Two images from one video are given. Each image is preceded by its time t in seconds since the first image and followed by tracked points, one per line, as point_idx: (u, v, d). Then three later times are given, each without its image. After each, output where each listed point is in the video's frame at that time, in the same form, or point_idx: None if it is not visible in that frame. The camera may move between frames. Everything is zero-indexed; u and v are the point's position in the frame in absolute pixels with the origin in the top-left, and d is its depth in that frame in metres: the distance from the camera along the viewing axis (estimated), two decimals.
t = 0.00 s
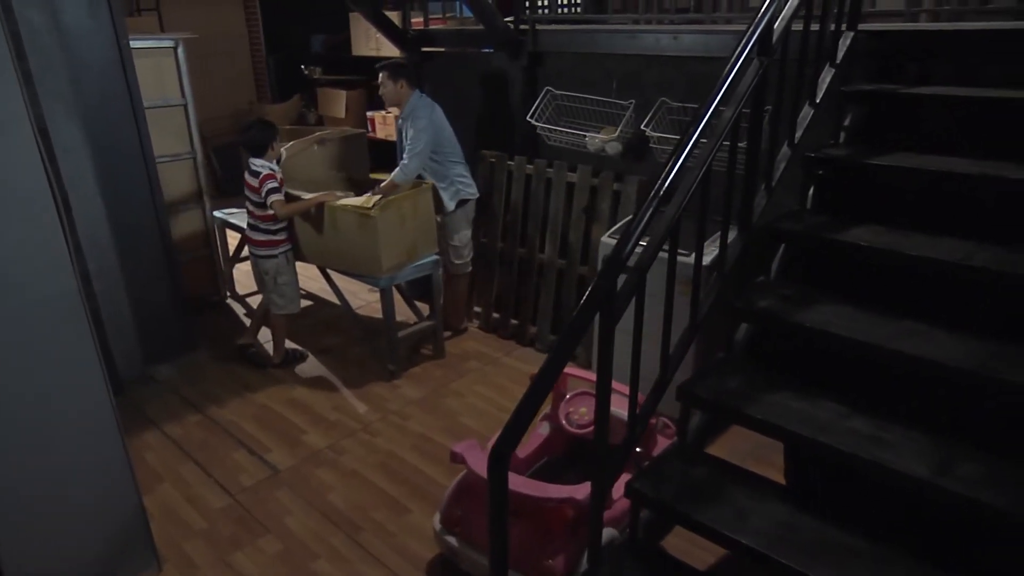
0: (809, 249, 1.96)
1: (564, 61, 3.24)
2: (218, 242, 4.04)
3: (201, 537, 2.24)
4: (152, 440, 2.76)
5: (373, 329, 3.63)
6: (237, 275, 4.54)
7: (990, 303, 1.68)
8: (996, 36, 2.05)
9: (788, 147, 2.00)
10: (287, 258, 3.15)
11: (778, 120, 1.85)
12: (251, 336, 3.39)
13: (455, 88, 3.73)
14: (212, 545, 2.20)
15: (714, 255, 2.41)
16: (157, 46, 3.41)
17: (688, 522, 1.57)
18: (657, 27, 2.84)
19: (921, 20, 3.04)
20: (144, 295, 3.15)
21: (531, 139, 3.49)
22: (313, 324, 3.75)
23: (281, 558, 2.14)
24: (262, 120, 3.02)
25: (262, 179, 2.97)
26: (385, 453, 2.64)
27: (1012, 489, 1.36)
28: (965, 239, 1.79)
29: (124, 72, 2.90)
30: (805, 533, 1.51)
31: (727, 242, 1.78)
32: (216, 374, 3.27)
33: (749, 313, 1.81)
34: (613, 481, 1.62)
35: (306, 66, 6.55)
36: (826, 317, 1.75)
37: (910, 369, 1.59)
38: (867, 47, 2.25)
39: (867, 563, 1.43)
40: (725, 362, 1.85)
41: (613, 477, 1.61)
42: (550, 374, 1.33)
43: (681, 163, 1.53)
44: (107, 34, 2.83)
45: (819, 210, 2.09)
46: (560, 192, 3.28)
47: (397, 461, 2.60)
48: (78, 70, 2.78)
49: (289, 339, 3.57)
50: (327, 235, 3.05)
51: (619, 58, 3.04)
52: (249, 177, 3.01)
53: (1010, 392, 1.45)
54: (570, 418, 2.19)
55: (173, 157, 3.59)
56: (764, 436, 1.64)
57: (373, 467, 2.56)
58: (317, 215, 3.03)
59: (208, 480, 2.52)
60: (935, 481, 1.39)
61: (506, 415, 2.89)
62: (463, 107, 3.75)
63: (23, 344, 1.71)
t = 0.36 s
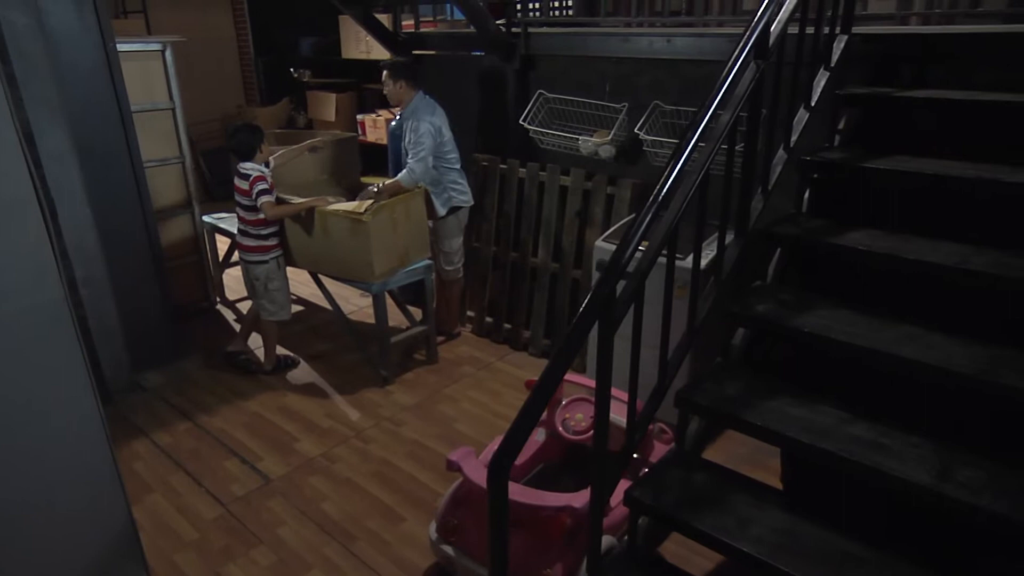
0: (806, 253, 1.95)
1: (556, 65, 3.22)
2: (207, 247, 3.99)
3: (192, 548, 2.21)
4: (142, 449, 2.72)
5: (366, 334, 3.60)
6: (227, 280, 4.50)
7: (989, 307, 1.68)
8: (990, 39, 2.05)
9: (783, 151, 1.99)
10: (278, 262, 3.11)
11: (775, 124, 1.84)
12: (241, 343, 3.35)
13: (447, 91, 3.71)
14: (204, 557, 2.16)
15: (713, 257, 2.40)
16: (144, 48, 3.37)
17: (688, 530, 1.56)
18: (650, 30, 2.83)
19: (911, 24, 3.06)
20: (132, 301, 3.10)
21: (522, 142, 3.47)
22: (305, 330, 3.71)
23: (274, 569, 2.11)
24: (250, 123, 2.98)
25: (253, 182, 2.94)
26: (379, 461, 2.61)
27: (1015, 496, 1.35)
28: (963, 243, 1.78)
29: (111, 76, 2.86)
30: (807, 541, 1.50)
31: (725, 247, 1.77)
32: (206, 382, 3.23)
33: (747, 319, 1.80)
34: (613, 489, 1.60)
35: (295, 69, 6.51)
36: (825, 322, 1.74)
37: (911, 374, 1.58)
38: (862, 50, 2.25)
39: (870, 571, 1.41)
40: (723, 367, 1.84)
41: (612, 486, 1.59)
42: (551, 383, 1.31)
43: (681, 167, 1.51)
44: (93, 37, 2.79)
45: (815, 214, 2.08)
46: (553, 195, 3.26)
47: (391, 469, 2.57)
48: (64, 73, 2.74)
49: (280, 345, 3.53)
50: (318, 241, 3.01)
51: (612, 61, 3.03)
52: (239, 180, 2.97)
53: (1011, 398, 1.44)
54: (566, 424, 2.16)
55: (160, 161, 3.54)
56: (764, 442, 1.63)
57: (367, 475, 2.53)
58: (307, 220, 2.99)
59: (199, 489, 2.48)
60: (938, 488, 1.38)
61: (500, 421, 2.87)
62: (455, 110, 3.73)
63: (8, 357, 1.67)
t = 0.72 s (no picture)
0: (803, 257, 1.94)
1: (549, 67, 3.21)
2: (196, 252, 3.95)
3: (183, 561, 2.17)
4: (130, 459, 2.67)
5: (357, 339, 3.57)
6: (216, 285, 4.45)
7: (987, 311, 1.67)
8: (984, 43, 2.06)
9: (779, 154, 1.98)
10: (268, 267, 3.07)
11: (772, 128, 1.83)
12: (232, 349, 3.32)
13: (439, 94, 3.69)
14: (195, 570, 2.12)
15: (711, 258, 2.40)
16: (131, 51, 3.33)
17: (688, 539, 1.54)
18: (643, 32, 2.83)
19: (903, 26, 3.06)
20: (120, 308, 3.06)
21: (514, 146, 3.45)
22: (296, 336, 3.68)
23: None
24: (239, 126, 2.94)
25: (242, 187, 2.90)
26: (373, 469, 2.58)
27: (1018, 502, 1.34)
28: (960, 247, 1.78)
29: (97, 79, 2.82)
30: (808, 549, 1.48)
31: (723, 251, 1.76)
32: (196, 389, 3.19)
33: (745, 324, 1.79)
34: (612, 497, 1.58)
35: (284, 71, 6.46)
36: (823, 327, 1.73)
37: (911, 379, 1.57)
38: (856, 54, 2.25)
39: None
40: (721, 373, 1.83)
41: (612, 495, 1.57)
42: (551, 393, 1.29)
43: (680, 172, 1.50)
44: (80, 40, 2.75)
45: (811, 218, 2.08)
46: (546, 199, 3.25)
47: (385, 476, 2.54)
48: (50, 77, 2.69)
49: (271, 351, 3.50)
50: (309, 246, 2.97)
51: (605, 64, 3.02)
52: (227, 185, 2.93)
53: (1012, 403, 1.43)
54: (563, 431, 2.14)
55: (148, 165, 3.49)
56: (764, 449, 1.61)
57: (361, 483, 2.50)
58: (298, 224, 2.96)
59: (190, 500, 2.44)
60: (939, 494, 1.38)
61: (494, 426, 2.85)
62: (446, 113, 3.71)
63: None
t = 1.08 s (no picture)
0: (801, 262, 1.94)
1: (543, 71, 3.19)
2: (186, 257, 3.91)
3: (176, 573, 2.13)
4: (121, 469, 2.63)
5: (351, 345, 3.53)
6: (207, 290, 4.41)
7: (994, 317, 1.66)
8: (980, 47, 2.06)
9: (777, 158, 1.96)
10: (260, 274, 3.04)
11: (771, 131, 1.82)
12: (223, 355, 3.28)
13: (431, 97, 3.66)
14: None
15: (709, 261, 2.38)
16: (119, 55, 3.29)
17: (690, 548, 1.53)
18: (638, 35, 2.82)
19: (895, 29, 3.07)
20: (110, 314, 3.01)
21: (508, 149, 3.43)
22: (288, 341, 3.64)
23: None
24: (231, 131, 2.90)
25: (233, 192, 2.86)
26: (368, 476, 2.55)
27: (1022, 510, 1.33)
28: (959, 251, 1.77)
29: (85, 82, 2.77)
30: (811, 557, 1.47)
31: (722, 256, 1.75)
32: (186, 397, 3.14)
33: (744, 330, 1.78)
34: (613, 507, 1.56)
35: (275, 74, 6.42)
36: (822, 332, 1.72)
37: (912, 385, 1.56)
38: (851, 57, 2.25)
39: None
40: (721, 379, 1.82)
41: (612, 504, 1.55)
42: (552, 404, 1.26)
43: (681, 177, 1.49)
44: (67, 43, 2.71)
45: (809, 222, 2.07)
46: (541, 203, 3.23)
47: (381, 484, 2.51)
48: (35, 80, 2.65)
49: (263, 357, 3.46)
50: (302, 252, 2.94)
51: (599, 67, 3.00)
52: (218, 190, 2.90)
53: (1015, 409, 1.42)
54: (561, 437, 2.12)
55: (137, 170, 3.45)
56: (765, 457, 1.60)
57: (356, 492, 2.47)
58: (289, 230, 2.92)
59: (182, 510, 2.40)
60: (943, 502, 1.36)
61: (489, 432, 2.83)
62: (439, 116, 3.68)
63: None
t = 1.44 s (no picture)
0: (801, 265, 1.92)
1: (538, 73, 3.17)
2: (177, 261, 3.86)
3: None
4: (112, 478, 2.59)
5: (345, 349, 3.50)
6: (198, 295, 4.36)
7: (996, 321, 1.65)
8: (978, 49, 2.05)
9: (777, 161, 1.95)
10: (253, 279, 3.01)
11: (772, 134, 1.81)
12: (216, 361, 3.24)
13: (425, 99, 3.64)
14: None
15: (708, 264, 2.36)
16: (108, 56, 3.24)
17: (694, 557, 1.51)
18: (634, 37, 2.81)
19: (889, 31, 3.07)
20: (100, 320, 2.97)
21: (503, 151, 3.41)
22: (281, 346, 3.60)
23: None
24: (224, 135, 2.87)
25: (226, 197, 2.83)
26: (363, 484, 2.52)
27: None
28: (960, 255, 1.77)
29: (73, 86, 2.74)
30: (816, 565, 1.46)
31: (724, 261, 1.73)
32: (179, 403, 3.10)
33: (745, 335, 1.76)
34: (615, 515, 1.54)
35: (266, 76, 6.37)
36: (824, 337, 1.70)
37: (916, 391, 1.55)
38: (848, 59, 2.24)
39: None
40: (723, 384, 1.80)
41: (615, 512, 1.53)
42: (555, 413, 1.25)
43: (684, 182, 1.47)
44: (55, 46, 2.67)
45: (808, 225, 2.06)
46: (536, 205, 3.21)
47: (377, 491, 2.48)
48: (24, 84, 2.61)
49: (256, 363, 3.42)
50: (296, 256, 2.91)
51: (595, 69, 2.99)
52: (210, 195, 2.86)
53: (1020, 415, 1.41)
54: (560, 444, 2.10)
55: (127, 173, 3.41)
56: (769, 463, 1.59)
57: (352, 499, 2.44)
58: (282, 235, 2.89)
59: (175, 520, 2.36)
60: (948, 509, 1.35)
61: (486, 437, 2.81)
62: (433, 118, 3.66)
63: None
